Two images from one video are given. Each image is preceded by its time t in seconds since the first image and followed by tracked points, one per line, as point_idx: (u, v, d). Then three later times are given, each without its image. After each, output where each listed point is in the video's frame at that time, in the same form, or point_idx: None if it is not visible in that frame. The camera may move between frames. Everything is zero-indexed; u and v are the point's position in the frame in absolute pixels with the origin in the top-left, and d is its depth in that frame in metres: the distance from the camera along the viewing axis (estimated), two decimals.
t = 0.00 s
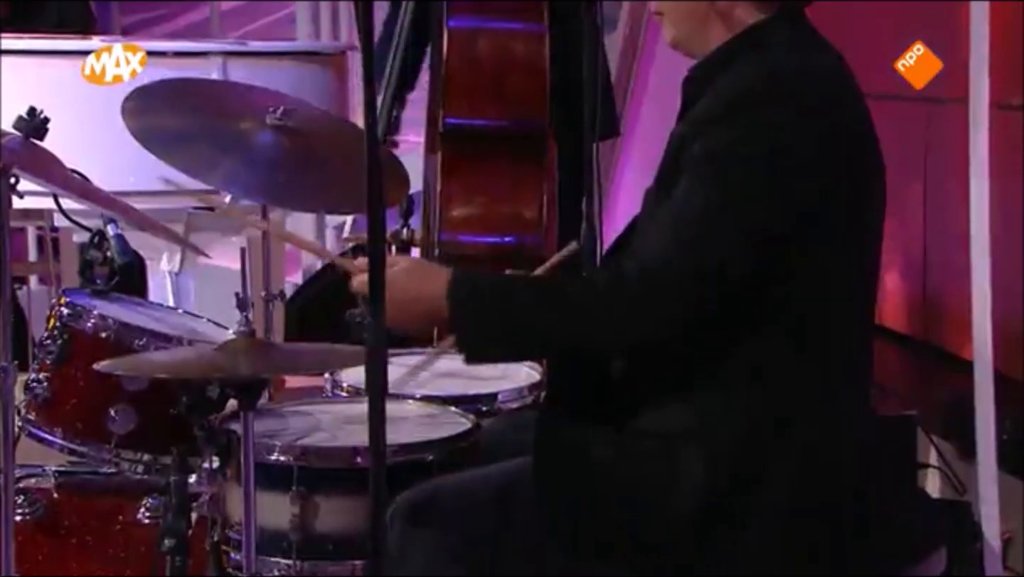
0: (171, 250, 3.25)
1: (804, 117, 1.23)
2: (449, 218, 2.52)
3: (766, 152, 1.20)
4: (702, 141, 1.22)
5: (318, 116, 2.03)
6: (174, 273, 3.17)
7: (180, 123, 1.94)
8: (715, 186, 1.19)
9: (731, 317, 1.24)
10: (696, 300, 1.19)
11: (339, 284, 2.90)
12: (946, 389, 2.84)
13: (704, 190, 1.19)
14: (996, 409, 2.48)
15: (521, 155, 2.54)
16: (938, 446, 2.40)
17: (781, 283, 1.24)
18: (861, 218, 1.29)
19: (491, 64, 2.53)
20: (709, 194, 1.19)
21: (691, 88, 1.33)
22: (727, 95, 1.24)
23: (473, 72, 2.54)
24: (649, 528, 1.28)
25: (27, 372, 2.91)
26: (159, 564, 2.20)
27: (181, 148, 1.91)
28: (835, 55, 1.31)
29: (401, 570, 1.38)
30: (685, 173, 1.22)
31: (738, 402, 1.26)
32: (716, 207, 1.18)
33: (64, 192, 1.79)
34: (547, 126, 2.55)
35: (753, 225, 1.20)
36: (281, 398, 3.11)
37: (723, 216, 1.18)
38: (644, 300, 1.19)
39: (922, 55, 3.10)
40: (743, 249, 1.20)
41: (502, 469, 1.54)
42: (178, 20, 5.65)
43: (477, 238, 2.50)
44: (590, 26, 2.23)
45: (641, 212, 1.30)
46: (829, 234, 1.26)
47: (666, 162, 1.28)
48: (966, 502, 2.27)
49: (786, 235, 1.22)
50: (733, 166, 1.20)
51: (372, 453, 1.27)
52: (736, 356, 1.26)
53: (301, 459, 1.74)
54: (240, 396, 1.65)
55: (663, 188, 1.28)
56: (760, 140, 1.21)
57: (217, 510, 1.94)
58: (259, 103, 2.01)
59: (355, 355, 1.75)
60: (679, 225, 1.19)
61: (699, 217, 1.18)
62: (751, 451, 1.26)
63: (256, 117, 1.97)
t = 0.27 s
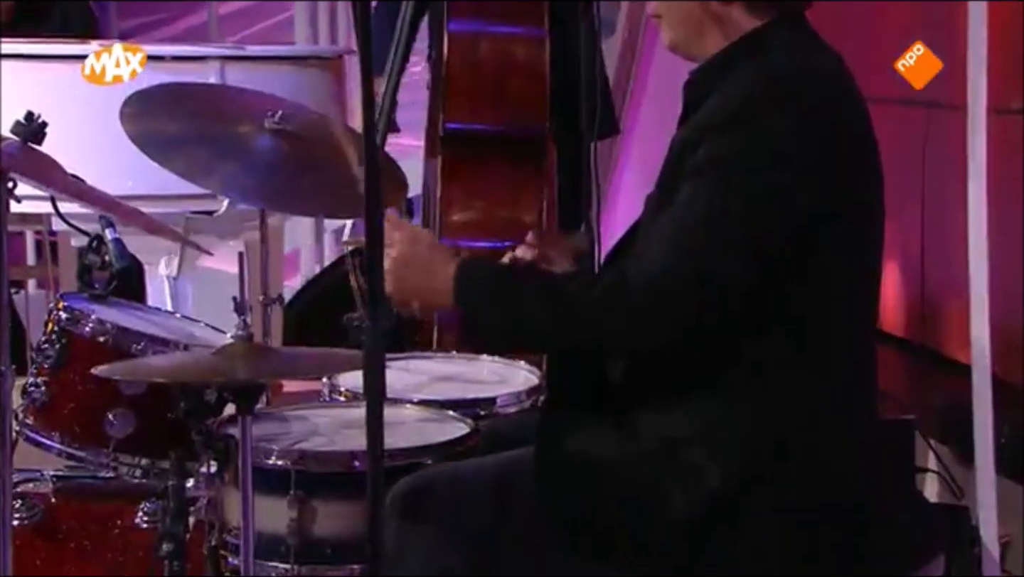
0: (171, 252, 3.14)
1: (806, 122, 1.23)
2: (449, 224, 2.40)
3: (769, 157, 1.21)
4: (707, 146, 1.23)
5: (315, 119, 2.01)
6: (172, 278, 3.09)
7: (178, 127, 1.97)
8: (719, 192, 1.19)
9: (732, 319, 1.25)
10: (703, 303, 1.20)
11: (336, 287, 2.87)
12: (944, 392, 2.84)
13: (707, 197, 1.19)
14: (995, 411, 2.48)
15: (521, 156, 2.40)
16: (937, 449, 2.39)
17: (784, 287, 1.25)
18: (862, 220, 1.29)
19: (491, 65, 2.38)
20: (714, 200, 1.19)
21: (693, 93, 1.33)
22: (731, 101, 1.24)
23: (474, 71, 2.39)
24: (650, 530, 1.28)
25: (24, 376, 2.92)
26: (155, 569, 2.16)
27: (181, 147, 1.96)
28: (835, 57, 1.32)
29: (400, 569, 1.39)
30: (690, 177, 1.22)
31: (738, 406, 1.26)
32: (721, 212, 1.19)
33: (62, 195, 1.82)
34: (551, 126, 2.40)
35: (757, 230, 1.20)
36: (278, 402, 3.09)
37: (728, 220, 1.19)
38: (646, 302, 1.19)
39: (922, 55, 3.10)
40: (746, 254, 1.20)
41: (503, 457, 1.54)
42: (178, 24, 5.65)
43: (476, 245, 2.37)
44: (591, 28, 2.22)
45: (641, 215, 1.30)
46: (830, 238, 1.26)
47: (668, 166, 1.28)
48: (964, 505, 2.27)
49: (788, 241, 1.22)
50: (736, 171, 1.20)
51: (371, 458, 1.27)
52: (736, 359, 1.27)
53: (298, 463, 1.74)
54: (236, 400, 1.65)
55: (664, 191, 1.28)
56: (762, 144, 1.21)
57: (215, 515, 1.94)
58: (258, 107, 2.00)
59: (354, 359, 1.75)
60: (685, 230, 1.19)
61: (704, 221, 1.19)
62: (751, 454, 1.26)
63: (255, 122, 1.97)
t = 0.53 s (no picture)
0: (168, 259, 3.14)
1: (800, 129, 1.24)
2: (447, 230, 2.54)
3: (762, 163, 1.21)
4: (696, 150, 1.23)
5: (313, 126, 2.00)
6: (170, 284, 3.10)
7: (170, 135, 1.92)
8: (708, 196, 1.20)
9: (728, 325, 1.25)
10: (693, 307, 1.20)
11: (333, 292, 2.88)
12: (941, 398, 2.84)
13: (695, 201, 1.20)
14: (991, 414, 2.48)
15: (514, 162, 2.54)
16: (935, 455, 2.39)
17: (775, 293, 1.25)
18: (858, 227, 1.29)
19: (490, 73, 2.52)
20: (703, 205, 1.19)
21: (685, 98, 1.35)
22: (723, 104, 1.24)
23: (473, 81, 2.52)
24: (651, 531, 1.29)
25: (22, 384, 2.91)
26: None
27: (178, 156, 1.92)
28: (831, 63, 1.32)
29: None
30: (680, 183, 1.23)
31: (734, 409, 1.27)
32: (710, 216, 1.19)
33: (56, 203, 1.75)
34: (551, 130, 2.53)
35: (748, 235, 1.20)
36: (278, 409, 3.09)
37: (718, 225, 1.19)
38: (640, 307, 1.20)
39: (922, 55, 3.09)
40: (738, 259, 1.20)
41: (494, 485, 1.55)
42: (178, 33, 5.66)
43: (473, 248, 2.51)
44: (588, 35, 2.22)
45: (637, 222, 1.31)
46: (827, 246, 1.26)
47: (659, 172, 1.30)
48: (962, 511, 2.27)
49: (784, 245, 1.22)
50: (727, 177, 1.20)
51: (369, 465, 1.27)
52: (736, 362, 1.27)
53: (296, 470, 1.75)
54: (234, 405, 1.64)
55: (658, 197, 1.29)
56: (757, 148, 1.21)
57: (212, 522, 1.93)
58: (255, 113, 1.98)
59: (352, 367, 1.75)
60: (672, 234, 1.20)
61: (694, 225, 1.19)
62: (747, 459, 1.26)
63: (252, 128, 1.96)
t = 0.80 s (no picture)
0: (170, 267, 3.23)
1: (792, 149, 1.25)
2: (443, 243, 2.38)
3: (758, 181, 1.23)
4: (694, 167, 1.25)
5: (312, 136, 2.03)
6: (171, 292, 3.17)
7: (171, 142, 1.98)
8: (707, 215, 1.21)
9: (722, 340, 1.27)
10: (691, 322, 1.22)
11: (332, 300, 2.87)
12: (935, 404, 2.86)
13: (693, 220, 1.21)
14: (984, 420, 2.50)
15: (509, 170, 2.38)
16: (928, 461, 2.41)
17: (768, 310, 1.27)
18: (847, 244, 1.32)
19: (489, 81, 2.30)
20: (701, 224, 1.20)
21: (681, 112, 1.37)
22: (718, 123, 1.26)
23: (473, 91, 2.30)
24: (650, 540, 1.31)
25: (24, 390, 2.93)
26: None
27: (180, 168, 1.98)
28: (820, 77, 1.34)
29: None
30: (678, 201, 1.24)
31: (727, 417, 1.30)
32: (708, 232, 1.20)
33: (58, 208, 1.82)
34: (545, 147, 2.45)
35: (743, 251, 1.21)
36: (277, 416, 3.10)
37: (715, 240, 1.20)
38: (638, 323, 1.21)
39: (922, 55, 3.01)
40: (734, 278, 1.21)
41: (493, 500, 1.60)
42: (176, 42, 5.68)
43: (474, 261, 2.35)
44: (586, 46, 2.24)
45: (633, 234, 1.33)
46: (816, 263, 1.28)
47: (656, 189, 1.31)
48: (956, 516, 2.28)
49: (779, 260, 1.24)
50: (724, 196, 1.21)
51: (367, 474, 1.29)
52: (729, 373, 1.30)
53: (295, 476, 1.76)
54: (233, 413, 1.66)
55: (654, 212, 1.30)
56: (753, 164, 1.23)
57: (212, 528, 1.95)
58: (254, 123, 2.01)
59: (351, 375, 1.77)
60: (672, 254, 1.21)
61: (691, 244, 1.20)
62: (738, 465, 1.29)
63: (252, 139, 1.99)
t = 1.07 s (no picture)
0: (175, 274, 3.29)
1: (782, 159, 1.31)
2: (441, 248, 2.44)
3: (746, 192, 1.28)
4: (685, 179, 1.30)
5: (315, 145, 2.06)
6: (176, 297, 3.25)
7: (173, 153, 2.02)
8: (699, 226, 1.26)
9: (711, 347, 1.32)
10: (680, 332, 1.26)
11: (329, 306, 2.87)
12: (925, 407, 2.91)
13: (684, 232, 1.26)
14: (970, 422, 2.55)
15: (504, 181, 2.43)
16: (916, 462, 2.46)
17: (754, 319, 1.32)
18: (835, 251, 1.36)
19: (487, 90, 2.36)
20: (691, 238, 1.26)
21: (668, 123, 1.42)
22: (710, 136, 1.31)
23: (468, 103, 2.37)
24: (642, 540, 1.36)
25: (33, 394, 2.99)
26: None
27: (185, 176, 2.03)
28: (805, 90, 1.39)
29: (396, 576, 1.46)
30: (669, 212, 1.30)
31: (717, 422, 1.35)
32: (698, 243, 1.26)
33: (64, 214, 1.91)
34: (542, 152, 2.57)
35: (733, 261, 1.27)
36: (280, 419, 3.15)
37: (705, 252, 1.26)
38: (624, 333, 1.26)
39: (922, 55, 2.99)
40: (723, 288, 1.27)
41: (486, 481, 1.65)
42: (183, 52, 5.74)
43: (473, 265, 2.42)
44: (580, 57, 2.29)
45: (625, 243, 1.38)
46: (805, 277, 1.33)
47: (645, 200, 1.36)
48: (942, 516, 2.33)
49: (770, 267, 1.29)
50: (716, 208, 1.27)
51: (367, 473, 1.35)
52: (717, 378, 1.34)
53: (297, 478, 1.81)
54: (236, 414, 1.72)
55: (644, 221, 1.35)
56: (743, 178, 1.28)
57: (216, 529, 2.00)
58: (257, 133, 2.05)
59: (351, 377, 1.81)
60: (660, 264, 1.26)
61: (682, 255, 1.26)
62: (723, 465, 1.34)
63: (255, 147, 2.04)
